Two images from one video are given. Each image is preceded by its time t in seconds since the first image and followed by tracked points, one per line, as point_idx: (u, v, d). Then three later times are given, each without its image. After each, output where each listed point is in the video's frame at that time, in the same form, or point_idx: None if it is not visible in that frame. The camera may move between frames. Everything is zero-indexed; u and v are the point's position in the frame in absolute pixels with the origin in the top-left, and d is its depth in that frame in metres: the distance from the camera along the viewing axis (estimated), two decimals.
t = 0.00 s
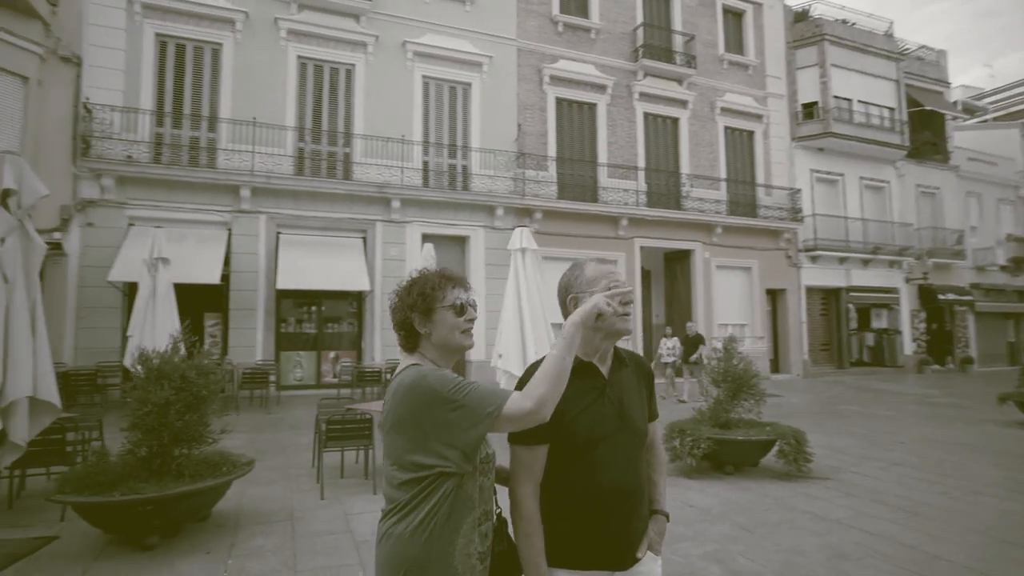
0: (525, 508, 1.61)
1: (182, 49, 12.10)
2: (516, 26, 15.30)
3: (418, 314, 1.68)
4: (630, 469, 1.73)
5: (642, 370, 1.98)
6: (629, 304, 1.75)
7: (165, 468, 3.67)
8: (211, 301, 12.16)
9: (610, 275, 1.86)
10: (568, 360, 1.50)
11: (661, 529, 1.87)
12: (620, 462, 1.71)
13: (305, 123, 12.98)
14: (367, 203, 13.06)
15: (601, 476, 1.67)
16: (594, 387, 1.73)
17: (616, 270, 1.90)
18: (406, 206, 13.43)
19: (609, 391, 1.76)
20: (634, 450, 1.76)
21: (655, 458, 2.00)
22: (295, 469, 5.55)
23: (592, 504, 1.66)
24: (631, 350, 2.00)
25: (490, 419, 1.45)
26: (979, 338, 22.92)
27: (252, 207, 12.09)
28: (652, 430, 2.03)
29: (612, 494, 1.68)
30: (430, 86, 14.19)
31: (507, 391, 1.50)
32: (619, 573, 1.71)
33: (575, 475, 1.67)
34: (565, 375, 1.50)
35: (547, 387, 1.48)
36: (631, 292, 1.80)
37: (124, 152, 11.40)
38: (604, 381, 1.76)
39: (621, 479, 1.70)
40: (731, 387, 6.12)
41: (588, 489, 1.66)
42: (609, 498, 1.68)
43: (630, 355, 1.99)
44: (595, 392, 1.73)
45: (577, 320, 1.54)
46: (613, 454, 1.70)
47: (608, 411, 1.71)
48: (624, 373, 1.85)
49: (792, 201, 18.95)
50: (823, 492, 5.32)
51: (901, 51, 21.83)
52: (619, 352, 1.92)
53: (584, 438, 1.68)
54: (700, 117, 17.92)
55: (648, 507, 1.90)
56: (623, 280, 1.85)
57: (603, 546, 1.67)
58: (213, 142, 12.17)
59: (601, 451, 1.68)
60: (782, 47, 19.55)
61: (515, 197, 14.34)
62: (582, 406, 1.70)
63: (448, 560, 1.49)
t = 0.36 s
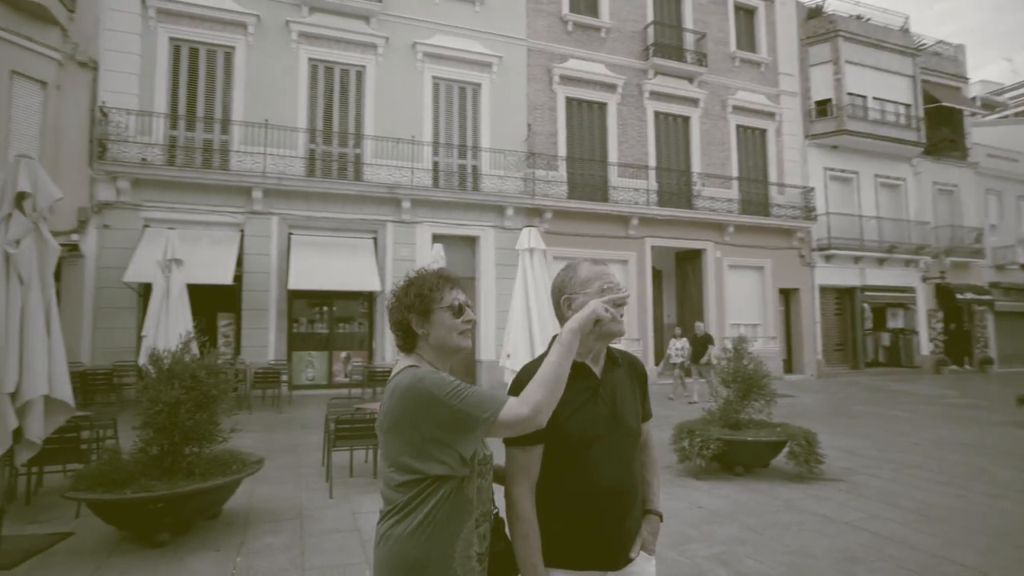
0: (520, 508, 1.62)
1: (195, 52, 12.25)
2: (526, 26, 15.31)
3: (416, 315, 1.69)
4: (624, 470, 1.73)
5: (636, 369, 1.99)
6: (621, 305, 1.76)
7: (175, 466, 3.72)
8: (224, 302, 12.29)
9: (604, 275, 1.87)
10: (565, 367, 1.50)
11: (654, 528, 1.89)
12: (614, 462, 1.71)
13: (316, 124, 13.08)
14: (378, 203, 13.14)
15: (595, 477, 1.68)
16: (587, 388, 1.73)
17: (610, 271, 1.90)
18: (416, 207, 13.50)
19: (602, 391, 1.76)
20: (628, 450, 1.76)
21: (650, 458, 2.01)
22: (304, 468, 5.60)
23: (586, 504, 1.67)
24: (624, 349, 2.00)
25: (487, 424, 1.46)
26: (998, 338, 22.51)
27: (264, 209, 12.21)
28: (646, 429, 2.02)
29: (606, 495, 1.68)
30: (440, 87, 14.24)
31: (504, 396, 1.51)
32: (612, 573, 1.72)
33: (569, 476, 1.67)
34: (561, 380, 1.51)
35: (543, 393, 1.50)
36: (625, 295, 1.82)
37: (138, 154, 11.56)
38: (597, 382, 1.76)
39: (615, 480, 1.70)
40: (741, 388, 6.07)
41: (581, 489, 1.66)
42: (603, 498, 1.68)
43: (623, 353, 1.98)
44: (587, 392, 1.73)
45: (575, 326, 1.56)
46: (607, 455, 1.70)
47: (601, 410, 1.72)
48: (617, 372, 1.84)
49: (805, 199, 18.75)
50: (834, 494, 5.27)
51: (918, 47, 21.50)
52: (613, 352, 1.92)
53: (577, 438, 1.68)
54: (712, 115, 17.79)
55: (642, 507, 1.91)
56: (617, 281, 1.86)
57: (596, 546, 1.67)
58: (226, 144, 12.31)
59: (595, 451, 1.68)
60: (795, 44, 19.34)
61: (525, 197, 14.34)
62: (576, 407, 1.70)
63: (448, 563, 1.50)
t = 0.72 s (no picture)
0: (516, 509, 1.62)
1: (208, 56, 12.39)
2: (536, 26, 15.30)
3: (414, 315, 1.70)
4: (619, 468, 1.73)
5: (629, 369, 1.99)
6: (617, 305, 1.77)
7: (186, 464, 3.77)
8: (237, 302, 12.41)
9: (598, 276, 1.87)
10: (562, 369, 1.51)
11: (650, 528, 1.89)
12: (609, 461, 1.71)
13: (327, 126, 13.17)
14: (389, 204, 13.21)
15: (590, 477, 1.68)
16: (582, 388, 1.74)
17: (604, 271, 1.91)
18: (427, 207, 13.54)
19: (596, 391, 1.76)
20: (623, 449, 1.76)
21: (645, 458, 2.00)
22: (313, 467, 5.63)
23: (582, 504, 1.67)
24: (618, 349, 2.00)
25: (485, 425, 1.47)
26: (1018, 338, 22.10)
27: (276, 210, 12.33)
28: (641, 429, 2.02)
29: (602, 494, 1.69)
30: (450, 87, 14.28)
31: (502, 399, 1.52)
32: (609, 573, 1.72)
33: (565, 476, 1.67)
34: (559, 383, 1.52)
35: (541, 396, 1.50)
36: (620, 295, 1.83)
37: (153, 157, 11.71)
38: (591, 382, 1.76)
39: (612, 479, 1.70)
40: (752, 388, 6.01)
41: (577, 488, 1.67)
42: (599, 498, 1.68)
43: (616, 353, 1.99)
44: (582, 392, 1.73)
45: (575, 329, 1.56)
46: (602, 455, 1.71)
47: (596, 410, 1.72)
48: (611, 372, 1.84)
49: (819, 198, 18.54)
50: (846, 496, 5.20)
51: (935, 42, 21.16)
52: (607, 352, 1.92)
53: (572, 438, 1.68)
54: (723, 113, 17.65)
55: (638, 507, 1.91)
56: (611, 282, 1.87)
57: (592, 546, 1.67)
58: (238, 146, 12.44)
59: (590, 451, 1.69)
60: (808, 41, 19.14)
61: (535, 197, 14.33)
62: (571, 407, 1.70)
63: (447, 565, 1.50)
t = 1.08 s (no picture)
0: (514, 507, 1.63)
1: (222, 59, 12.52)
2: (546, 26, 15.28)
3: (415, 314, 1.71)
4: (616, 467, 1.74)
5: (625, 368, 1.99)
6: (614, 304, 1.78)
7: (197, 462, 3.82)
8: (250, 302, 12.53)
9: (593, 276, 1.88)
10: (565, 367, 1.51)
11: (647, 528, 1.87)
12: (606, 459, 1.72)
13: (339, 127, 13.26)
14: (400, 205, 13.28)
15: (588, 476, 1.69)
16: (578, 387, 1.74)
17: (599, 271, 1.92)
18: (438, 208, 13.59)
19: (593, 389, 1.76)
20: (620, 448, 1.77)
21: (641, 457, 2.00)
22: (323, 466, 5.67)
23: (580, 502, 1.68)
24: (613, 348, 2.00)
25: (485, 422, 1.48)
26: None
27: (288, 211, 12.44)
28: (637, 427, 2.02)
29: (599, 493, 1.70)
30: (460, 87, 14.32)
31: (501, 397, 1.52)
32: (606, 571, 1.73)
33: (563, 474, 1.68)
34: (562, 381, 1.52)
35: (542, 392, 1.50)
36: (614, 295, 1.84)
37: (168, 159, 11.86)
38: (588, 380, 1.77)
39: (610, 477, 1.72)
40: (763, 389, 5.95)
41: (575, 487, 1.68)
42: (596, 496, 1.69)
43: (612, 352, 1.99)
44: (579, 391, 1.74)
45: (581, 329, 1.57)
46: (600, 453, 1.72)
47: (592, 409, 1.73)
48: (607, 370, 1.85)
49: (833, 196, 18.32)
50: (859, 498, 5.13)
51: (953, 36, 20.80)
52: (603, 351, 1.92)
53: (569, 437, 1.69)
54: (735, 111, 17.50)
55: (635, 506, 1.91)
56: (605, 283, 1.88)
57: (590, 545, 1.69)
58: (251, 148, 12.57)
59: (587, 449, 1.70)
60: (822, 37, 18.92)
61: (545, 197, 14.32)
62: (568, 406, 1.71)
63: (447, 564, 1.51)
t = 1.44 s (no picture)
0: (512, 503, 1.63)
1: (242, 63, 12.73)
2: (561, 25, 15.24)
3: (425, 312, 1.71)
4: (614, 464, 1.74)
5: (623, 366, 1.98)
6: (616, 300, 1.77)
7: (213, 459, 3.88)
8: (270, 302, 12.71)
9: (591, 275, 1.87)
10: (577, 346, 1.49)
11: (645, 526, 1.87)
12: (603, 457, 1.72)
13: (356, 129, 13.38)
14: (416, 205, 13.37)
15: (586, 473, 1.69)
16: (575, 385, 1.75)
17: (596, 270, 1.90)
18: (454, 208, 13.64)
19: (589, 387, 1.76)
20: (618, 446, 1.77)
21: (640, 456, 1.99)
22: (339, 464, 5.74)
23: (578, 500, 1.68)
24: (612, 347, 1.99)
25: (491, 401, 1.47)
26: None
27: (306, 212, 12.60)
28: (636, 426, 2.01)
29: (597, 489, 1.70)
30: (476, 88, 14.35)
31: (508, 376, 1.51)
32: (604, 570, 1.73)
33: (560, 471, 1.68)
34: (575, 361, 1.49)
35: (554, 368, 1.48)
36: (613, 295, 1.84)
37: (190, 162, 12.10)
38: (585, 378, 1.77)
39: (607, 474, 1.72)
40: (780, 389, 5.86)
41: (573, 484, 1.68)
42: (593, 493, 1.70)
43: (610, 351, 1.98)
44: (576, 389, 1.74)
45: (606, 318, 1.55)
46: (597, 451, 1.72)
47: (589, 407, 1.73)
48: (605, 368, 1.84)
49: (856, 193, 17.97)
50: (878, 501, 5.03)
51: (982, 28, 20.23)
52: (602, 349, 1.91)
53: (568, 435, 1.69)
54: (754, 108, 17.26)
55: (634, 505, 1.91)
56: (604, 281, 1.88)
57: (588, 543, 1.69)
58: (270, 150, 12.75)
59: (585, 447, 1.70)
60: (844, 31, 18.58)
61: (561, 196, 14.30)
62: (566, 404, 1.71)
63: (448, 561, 1.50)
